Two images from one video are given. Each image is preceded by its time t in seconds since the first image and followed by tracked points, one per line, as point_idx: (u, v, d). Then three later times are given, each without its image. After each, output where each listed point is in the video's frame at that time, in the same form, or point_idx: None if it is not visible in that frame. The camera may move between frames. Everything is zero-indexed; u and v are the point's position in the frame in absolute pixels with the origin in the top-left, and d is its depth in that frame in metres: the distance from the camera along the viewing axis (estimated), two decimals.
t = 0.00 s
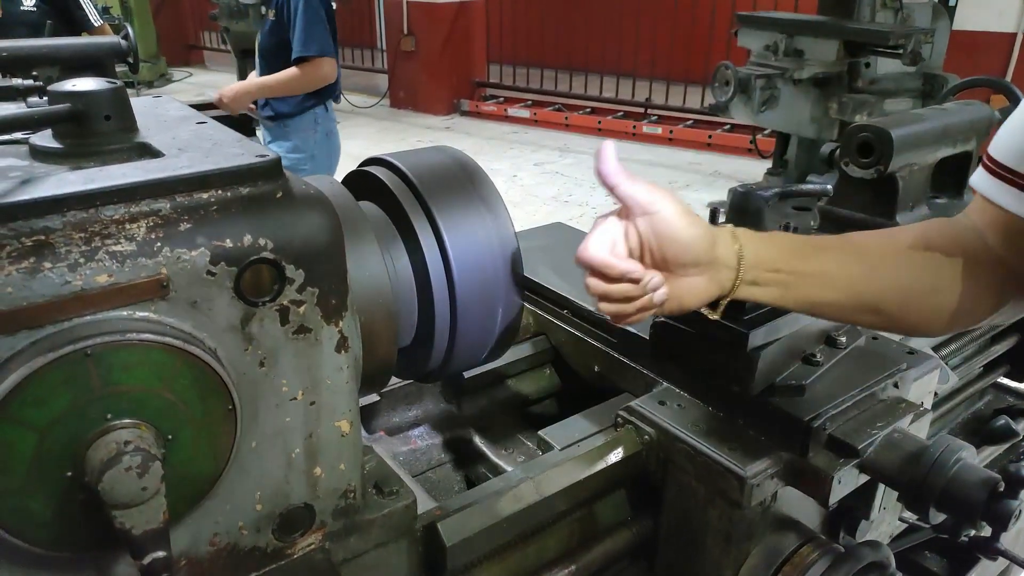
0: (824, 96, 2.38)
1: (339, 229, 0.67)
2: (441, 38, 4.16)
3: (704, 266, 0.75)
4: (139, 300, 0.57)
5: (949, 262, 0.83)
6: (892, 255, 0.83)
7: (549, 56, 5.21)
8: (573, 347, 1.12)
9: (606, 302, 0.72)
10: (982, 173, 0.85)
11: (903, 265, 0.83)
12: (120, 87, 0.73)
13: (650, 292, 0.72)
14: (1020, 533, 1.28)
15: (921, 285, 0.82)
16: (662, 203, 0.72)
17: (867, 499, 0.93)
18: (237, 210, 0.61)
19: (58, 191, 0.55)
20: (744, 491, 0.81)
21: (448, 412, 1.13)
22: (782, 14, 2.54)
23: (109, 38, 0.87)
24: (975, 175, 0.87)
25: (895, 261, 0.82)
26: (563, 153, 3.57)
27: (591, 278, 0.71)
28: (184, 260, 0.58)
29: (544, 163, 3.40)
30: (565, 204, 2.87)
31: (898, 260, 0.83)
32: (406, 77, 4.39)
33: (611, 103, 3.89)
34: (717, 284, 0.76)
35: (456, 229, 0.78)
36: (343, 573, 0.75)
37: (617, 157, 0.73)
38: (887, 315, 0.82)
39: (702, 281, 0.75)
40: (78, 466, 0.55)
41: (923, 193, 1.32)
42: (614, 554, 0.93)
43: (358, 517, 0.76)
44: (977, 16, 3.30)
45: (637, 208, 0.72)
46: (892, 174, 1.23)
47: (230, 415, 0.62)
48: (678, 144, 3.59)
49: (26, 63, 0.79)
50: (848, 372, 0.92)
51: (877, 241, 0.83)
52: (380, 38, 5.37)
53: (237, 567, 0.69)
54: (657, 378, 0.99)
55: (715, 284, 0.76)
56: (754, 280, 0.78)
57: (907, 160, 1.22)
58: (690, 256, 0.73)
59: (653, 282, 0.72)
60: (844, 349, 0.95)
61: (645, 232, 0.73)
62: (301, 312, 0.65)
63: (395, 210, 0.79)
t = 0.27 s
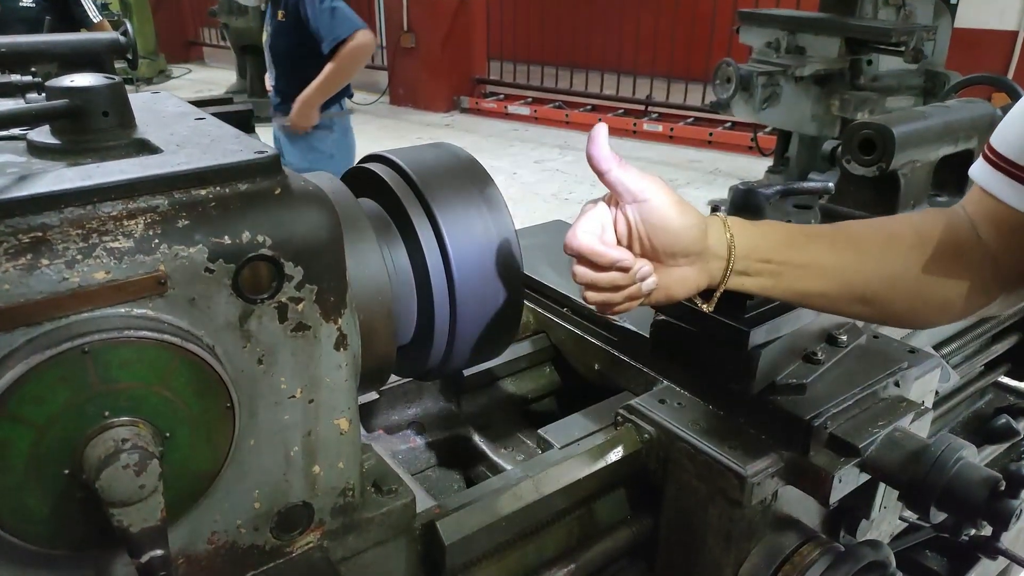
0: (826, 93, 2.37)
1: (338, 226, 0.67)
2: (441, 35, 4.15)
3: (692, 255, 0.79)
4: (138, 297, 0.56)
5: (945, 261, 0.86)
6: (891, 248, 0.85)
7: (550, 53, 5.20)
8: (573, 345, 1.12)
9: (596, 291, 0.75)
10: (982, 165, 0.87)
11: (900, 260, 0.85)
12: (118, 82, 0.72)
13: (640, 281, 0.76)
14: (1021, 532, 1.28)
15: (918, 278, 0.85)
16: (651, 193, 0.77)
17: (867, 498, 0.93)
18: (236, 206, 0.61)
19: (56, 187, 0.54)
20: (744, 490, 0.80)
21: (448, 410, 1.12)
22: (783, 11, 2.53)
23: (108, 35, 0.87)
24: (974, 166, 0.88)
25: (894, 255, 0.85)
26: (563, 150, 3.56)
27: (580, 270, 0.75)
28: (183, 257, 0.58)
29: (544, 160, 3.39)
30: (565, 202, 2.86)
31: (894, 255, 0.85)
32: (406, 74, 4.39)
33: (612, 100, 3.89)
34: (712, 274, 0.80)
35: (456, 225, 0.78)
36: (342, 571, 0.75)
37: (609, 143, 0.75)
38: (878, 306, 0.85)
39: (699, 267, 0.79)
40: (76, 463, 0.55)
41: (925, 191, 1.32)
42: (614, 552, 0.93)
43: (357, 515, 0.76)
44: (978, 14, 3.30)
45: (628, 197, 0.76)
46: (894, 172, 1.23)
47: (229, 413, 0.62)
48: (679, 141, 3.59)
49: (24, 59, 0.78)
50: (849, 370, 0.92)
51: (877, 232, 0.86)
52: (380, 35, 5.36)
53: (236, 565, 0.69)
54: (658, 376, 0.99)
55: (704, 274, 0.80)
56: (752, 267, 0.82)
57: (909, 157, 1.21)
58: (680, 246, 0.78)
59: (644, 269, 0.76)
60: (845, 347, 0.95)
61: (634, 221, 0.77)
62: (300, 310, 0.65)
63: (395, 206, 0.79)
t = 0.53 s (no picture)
0: (825, 92, 2.37)
1: (338, 227, 0.67)
2: (440, 35, 4.15)
3: (690, 250, 0.79)
4: (136, 299, 0.56)
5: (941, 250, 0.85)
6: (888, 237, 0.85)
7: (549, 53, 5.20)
8: (574, 346, 1.12)
9: (595, 287, 0.76)
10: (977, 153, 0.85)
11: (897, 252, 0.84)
12: (117, 84, 0.72)
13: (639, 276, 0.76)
14: None
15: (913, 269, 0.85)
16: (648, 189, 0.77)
17: (869, 498, 0.93)
18: (235, 208, 0.61)
19: (54, 190, 0.54)
20: (746, 490, 0.80)
21: (448, 411, 1.12)
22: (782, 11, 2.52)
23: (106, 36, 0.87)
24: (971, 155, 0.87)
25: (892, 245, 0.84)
26: (563, 150, 3.56)
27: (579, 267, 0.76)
28: (182, 259, 0.58)
29: (544, 161, 3.39)
30: (565, 202, 2.86)
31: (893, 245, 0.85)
32: (406, 74, 4.38)
33: (611, 100, 3.88)
34: (710, 267, 0.80)
35: (456, 226, 0.77)
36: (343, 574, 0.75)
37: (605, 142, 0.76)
38: (877, 297, 0.85)
39: (696, 260, 0.80)
40: (75, 466, 0.55)
41: (926, 189, 1.32)
42: (616, 553, 0.92)
43: (358, 517, 0.75)
44: (978, 14, 3.30)
45: (625, 193, 0.76)
46: (894, 171, 1.23)
47: (228, 415, 0.62)
48: (679, 141, 3.59)
49: (23, 61, 0.78)
50: (851, 369, 0.91)
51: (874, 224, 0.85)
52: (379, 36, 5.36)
53: (236, 568, 0.68)
54: (659, 377, 0.98)
55: (701, 269, 0.80)
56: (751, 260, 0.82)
57: (909, 155, 1.21)
58: (680, 242, 0.78)
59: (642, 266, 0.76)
60: (846, 347, 0.95)
61: (631, 218, 0.77)
62: (299, 311, 0.65)
63: (394, 207, 0.79)
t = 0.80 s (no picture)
0: (828, 87, 2.36)
1: (338, 221, 0.66)
2: (441, 30, 4.14)
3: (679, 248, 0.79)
4: (137, 293, 0.56)
5: (930, 233, 0.81)
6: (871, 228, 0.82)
7: (551, 48, 5.18)
8: (575, 341, 1.11)
9: (585, 291, 0.75)
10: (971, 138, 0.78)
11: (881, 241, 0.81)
12: (118, 78, 0.72)
13: (629, 280, 0.75)
14: None
15: (901, 255, 0.81)
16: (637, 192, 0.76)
17: (872, 494, 0.92)
18: (236, 201, 0.60)
19: (54, 183, 0.54)
20: (748, 485, 0.80)
21: (450, 406, 1.12)
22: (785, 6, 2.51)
23: (107, 31, 0.86)
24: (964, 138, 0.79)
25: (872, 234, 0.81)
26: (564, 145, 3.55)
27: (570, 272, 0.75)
28: (182, 252, 0.57)
29: (545, 156, 3.38)
30: (566, 198, 2.85)
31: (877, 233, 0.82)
32: (407, 69, 4.37)
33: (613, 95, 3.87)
34: (694, 262, 0.80)
35: (457, 220, 0.77)
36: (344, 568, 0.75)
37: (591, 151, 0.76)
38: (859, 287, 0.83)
39: (678, 256, 0.79)
40: (76, 461, 0.54)
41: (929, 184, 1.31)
42: (617, 548, 0.92)
43: (359, 512, 0.75)
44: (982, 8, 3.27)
45: (614, 200, 0.75)
46: (897, 166, 1.22)
47: (229, 410, 0.61)
48: (681, 136, 3.58)
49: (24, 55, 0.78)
50: (853, 364, 0.91)
51: (853, 213, 0.83)
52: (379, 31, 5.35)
53: (238, 562, 0.68)
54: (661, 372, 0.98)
55: (693, 263, 0.80)
56: (728, 259, 0.82)
57: (912, 150, 1.21)
58: (670, 240, 0.77)
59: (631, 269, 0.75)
60: (849, 342, 0.94)
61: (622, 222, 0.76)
62: (300, 306, 0.64)
63: (395, 201, 0.79)
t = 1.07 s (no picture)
0: (850, 86, 2.33)
1: (360, 215, 0.66)
2: (458, 27, 4.14)
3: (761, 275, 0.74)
4: (161, 286, 0.56)
5: (966, 239, 0.83)
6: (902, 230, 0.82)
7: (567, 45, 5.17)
8: (591, 338, 1.11)
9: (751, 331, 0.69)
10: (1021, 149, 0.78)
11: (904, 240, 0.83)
12: (143, 71, 0.72)
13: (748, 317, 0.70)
14: None
15: (926, 255, 0.84)
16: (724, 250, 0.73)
17: (890, 497, 0.92)
18: (259, 195, 0.61)
19: (81, 175, 0.54)
20: (766, 487, 0.79)
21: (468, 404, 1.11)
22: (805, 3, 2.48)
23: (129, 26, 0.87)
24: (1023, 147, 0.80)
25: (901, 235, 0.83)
26: (581, 143, 3.54)
27: (726, 311, 0.68)
28: (206, 246, 0.58)
29: (561, 154, 3.37)
30: (582, 195, 2.84)
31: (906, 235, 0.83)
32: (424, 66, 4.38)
33: (630, 93, 3.85)
34: (802, 277, 0.74)
35: (477, 217, 0.77)
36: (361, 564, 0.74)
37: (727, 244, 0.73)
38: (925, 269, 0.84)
39: (794, 275, 0.74)
40: (98, 452, 0.55)
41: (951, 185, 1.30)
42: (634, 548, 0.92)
43: (375, 507, 0.75)
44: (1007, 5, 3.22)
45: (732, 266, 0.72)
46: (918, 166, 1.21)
47: (249, 404, 0.62)
48: (698, 134, 3.54)
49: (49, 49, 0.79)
50: (875, 366, 0.90)
51: (890, 210, 0.82)
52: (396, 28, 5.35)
53: (255, 556, 0.68)
54: (679, 371, 0.97)
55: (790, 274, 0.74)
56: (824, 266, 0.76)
57: (935, 150, 1.19)
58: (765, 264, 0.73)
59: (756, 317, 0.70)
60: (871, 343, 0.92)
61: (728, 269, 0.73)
62: (321, 301, 0.65)
63: (416, 197, 0.79)
